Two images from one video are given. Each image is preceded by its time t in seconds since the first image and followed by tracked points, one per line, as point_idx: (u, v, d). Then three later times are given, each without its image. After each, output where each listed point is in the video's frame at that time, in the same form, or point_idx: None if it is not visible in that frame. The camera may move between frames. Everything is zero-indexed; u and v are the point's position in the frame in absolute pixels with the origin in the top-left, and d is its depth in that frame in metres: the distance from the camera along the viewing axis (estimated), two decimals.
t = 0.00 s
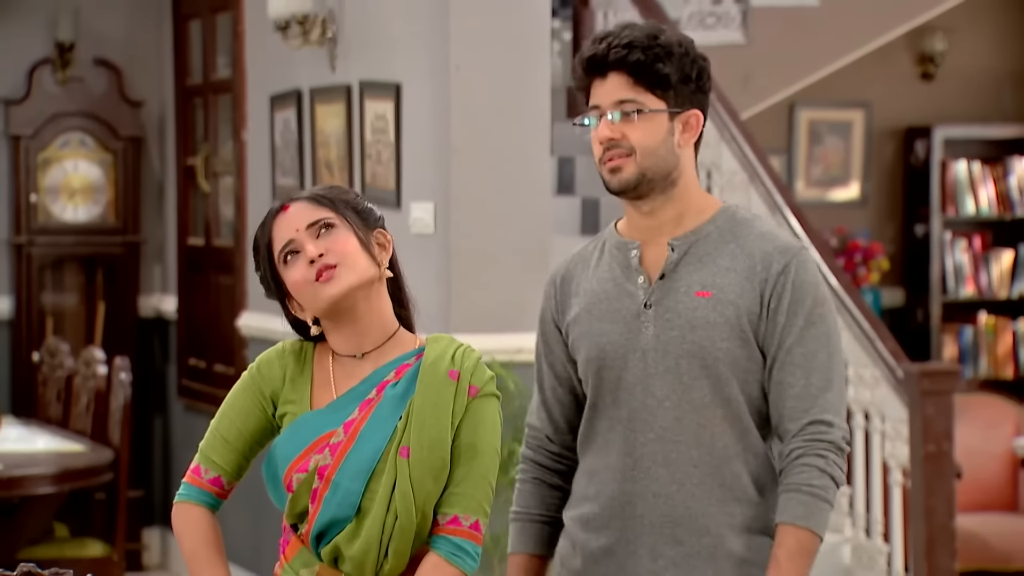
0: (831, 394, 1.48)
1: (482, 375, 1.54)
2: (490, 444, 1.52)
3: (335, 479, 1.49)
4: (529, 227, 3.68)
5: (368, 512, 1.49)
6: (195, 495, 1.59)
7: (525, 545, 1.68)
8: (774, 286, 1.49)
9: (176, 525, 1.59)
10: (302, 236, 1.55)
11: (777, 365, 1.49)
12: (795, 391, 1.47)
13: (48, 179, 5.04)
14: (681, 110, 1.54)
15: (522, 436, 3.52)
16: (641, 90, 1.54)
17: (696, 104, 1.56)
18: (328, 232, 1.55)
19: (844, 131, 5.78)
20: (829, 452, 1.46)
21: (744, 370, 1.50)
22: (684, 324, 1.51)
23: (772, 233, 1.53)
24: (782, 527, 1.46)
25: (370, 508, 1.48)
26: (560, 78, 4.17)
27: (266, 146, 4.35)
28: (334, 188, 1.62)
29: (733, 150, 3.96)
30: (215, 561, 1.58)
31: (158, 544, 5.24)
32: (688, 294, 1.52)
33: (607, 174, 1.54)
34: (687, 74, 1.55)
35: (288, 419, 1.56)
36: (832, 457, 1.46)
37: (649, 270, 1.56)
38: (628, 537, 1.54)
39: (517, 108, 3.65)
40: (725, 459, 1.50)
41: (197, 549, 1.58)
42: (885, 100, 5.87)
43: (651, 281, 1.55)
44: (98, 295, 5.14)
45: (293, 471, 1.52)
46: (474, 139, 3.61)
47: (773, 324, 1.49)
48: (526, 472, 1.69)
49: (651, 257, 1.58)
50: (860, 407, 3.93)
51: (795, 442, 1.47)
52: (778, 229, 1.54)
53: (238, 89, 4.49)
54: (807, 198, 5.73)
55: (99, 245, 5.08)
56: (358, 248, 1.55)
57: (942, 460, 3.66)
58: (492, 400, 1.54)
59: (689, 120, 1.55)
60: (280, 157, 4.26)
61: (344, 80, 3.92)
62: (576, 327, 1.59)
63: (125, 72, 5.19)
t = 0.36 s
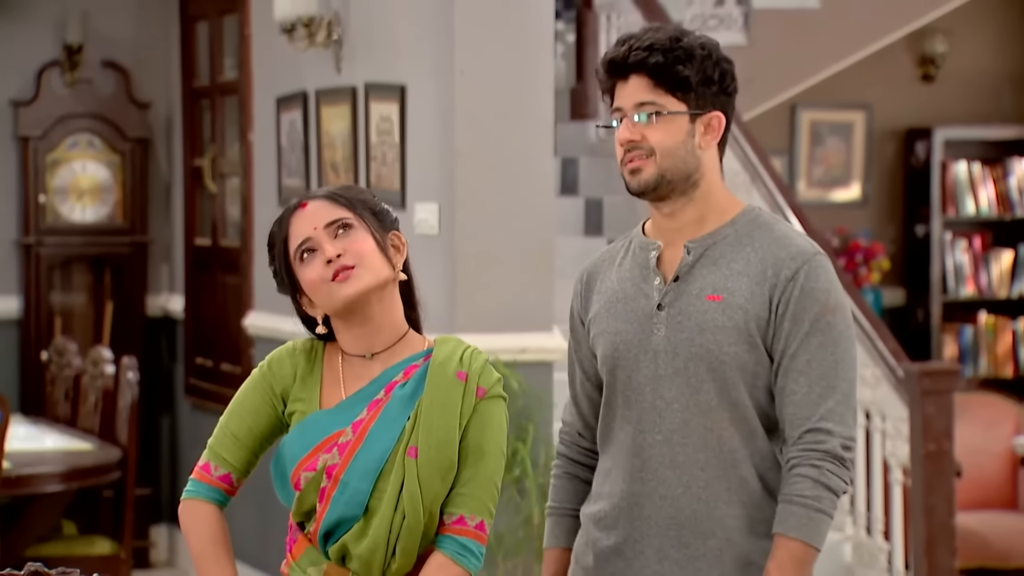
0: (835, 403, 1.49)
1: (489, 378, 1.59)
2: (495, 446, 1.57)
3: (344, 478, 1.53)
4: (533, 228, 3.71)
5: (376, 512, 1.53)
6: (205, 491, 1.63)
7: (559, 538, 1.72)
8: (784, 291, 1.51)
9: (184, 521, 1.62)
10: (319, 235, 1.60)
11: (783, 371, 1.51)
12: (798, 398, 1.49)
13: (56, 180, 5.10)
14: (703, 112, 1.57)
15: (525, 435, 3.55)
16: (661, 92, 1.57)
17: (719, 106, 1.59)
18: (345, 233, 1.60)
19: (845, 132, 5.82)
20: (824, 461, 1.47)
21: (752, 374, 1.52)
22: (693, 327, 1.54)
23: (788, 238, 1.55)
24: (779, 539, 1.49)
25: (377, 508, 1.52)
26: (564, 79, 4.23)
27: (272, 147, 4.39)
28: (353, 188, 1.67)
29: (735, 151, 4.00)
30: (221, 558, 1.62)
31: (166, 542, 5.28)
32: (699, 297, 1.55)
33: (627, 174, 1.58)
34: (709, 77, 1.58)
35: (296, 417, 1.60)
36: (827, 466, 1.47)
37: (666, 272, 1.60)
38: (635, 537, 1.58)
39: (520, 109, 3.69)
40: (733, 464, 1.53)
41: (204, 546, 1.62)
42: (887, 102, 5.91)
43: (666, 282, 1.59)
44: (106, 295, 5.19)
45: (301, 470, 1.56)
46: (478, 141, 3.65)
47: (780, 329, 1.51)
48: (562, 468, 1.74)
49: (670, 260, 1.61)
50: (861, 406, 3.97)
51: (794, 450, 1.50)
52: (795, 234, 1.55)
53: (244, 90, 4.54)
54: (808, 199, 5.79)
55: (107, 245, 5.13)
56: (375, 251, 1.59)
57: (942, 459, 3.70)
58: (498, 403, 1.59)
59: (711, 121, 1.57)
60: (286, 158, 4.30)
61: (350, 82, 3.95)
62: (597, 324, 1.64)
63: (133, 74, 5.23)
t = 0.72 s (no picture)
0: (849, 410, 1.53)
1: (505, 383, 1.63)
2: (507, 447, 1.61)
3: (357, 474, 1.56)
4: (535, 230, 3.75)
5: (387, 508, 1.56)
6: (223, 485, 1.65)
7: (540, 530, 1.74)
8: (797, 298, 1.54)
9: (202, 515, 1.64)
10: (341, 237, 1.63)
11: (796, 377, 1.54)
12: (814, 406, 1.53)
13: (62, 182, 5.13)
14: (710, 114, 1.60)
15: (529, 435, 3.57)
16: (668, 95, 1.59)
17: (725, 108, 1.62)
18: (368, 237, 1.63)
19: (846, 134, 5.86)
20: (844, 469, 1.51)
21: (761, 378, 1.55)
22: (704, 329, 1.56)
23: (798, 245, 1.58)
24: (801, 545, 1.52)
25: (388, 505, 1.56)
26: (568, 81, 4.26)
27: (276, 148, 4.42)
28: (375, 189, 1.70)
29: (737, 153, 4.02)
30: (235, 552, 1.64)
31: (171, 541, 5.31)
32: (710, 300, 1.57)
33: (635, 176, 1.61)
34: (715, 79, 1.60)
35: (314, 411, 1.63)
36: (846, 473, 1.51)
37: (672, 273, 1.62)
38: (636, 537, 1.61)
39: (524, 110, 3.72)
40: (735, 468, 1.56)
41: (220, 541, 1.63)
42: (888, 104, 5.93)
43: (675, 284, 1.61)
44: (112, 295, 5.22)
45: (314, 463, 1.59)
46: (482, 142, 3.68)
47: (793, 335, 1.54)
48: (544, 461, 1.76)
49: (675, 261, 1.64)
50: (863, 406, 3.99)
51: (812, 457, 1.53)
52: (805, 241, 1.58)
53: (249, 93, 4.56)
54: (809, 200, 5.82)
55: (113, 246, 5.17)
56: (397, 255, 1.63)
57: (943, 459, 3.72)
58: (513, 407, 1.63)
59: (718, 123, 1.60)
60: (291, 159, 4.32)
61: (354, 84, 3.97)
62: (601, 322, 1.66)
63: (138, 76, 5.26)
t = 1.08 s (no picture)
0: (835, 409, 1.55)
1: (497, 372, 1.66)
2: (499, 437, 1.64)
3: (351, 462, 1.59)
4: (528, 226, 3.74)
5: (380, 495, 1.59)
6: (226, 481, 1.67)
7: (533, 525, 1.75)
8: (783, 297, 1.55)
9: (207, 512, 1.66)
10: (345, 235, 1.65)
11: (782, 376, 1.55)
12: (800, 404, 1.54)
13: (54, 177, 5.13)
14: (692, 110, 1.61)
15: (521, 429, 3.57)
16: (648, 94, 1.60)
17: (706, 102, 1.62)
18: (372, 237, 1.65)
19: (837, 130, 5.88)
20: (828, 467, 1.52)
21: (748, 376, 1.56)
22: (690, 327, 1.57)
23: (786, 245, 1.59)
24: (785, 544, 1.53)
25: (382, 492, 1.59)
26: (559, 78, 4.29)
27: (269, 144, 4.42)
28: (380, 182, 1.70)
29: (728, 149, 4.03)
30: (238, 546, 1.65)
31: (163, 536, 5.32)
32: (698, 298, 1.58)
33: (621, 175, 1.62)
34: (694, 74, 1.60)
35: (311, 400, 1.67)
36: (831, 472, 1.52)
37: (661, 270, 1.63)
38: (621, 532, 1.61)
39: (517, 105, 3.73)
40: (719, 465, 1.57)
41: (224, 536, 1.65)
42: (879, 100, 5.96)
43: (663, 281, 1.62)
44: (104, 290, 5.23)
45: (309, 452, 1.62)
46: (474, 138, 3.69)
47: (780, 334, 1.55)
48: (536, 455, 1.77)
49: (664, 258, 1.65)
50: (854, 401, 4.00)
51: (797, 456, 1.54)
52: (793, 240, 1.59)
53: (241, 88, 4.57)
54: (801, 196, 5.83)
55: (105, 241, 5.17)
56: (398, 258, 1.65)
57: (934, 454, 3.74)
58: (506, 397, 1.66)
59: (701, 117, 1.61)
60: (283, 155, 4.32)
61: (346, 80, 3.98)
62: (590, 318, 1.67)
63: (131, 71, 5.26)
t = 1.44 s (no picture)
0: (828, 405, 1.59)
1: (483, 358, 1.67)
2: (483, 420, 1.65)
3: (343, 449, 1.58)
4: (522, 224, 3.74)
5: (372, 480, 1.58)
6: (239, 470, 1.63)
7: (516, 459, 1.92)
8: (772, 296, 1.60)
9: (220, 500, 1.62)
10: (345, 242, 1.62)
11: (773, 374, 1.60)
12: (793, 402, 1.59)
13: (45, 175, 5.13)
14: (685, 113, 1.63)
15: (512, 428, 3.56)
16: (641, 97, 1.63)
17: (702, 105, 1.64)
18: (371, 248, 1.63)
19: (829, 129, 5.89)
20: (821, 465, 1.57)
21: (738, 374, 1.62)
22: (680, 326, 1.63)
23: (777, 243, 1.63)
24: (772, 539, 1.59)
25: (374, 476, 1.58)
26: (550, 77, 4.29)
27: (260, 143, 4.42)
28: (390, 185, 1.66)
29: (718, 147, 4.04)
30: (244, 537, 1.62)
31: (154, 535, 5.32)
32: (688, 298, 1.63)
33: (611, 172, 1.66)
34: (691, 76, 1.62)
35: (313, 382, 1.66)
36: (824, 470, 1.57)
37: (653, 266, 1.69)
38: (618, 531, 1.67)
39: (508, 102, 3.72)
40: (714, 460, 1.63)
41: (236, 525, 1.61)
42: (870, 99, 5.97)
43: (653, 278, 1.67)
44: (95, 290, 5.22)
45: (301, 439, 1.60)
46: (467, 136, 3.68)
47: (771, 332, 1.60)
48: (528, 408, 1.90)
49: (657, 253, 1.69)
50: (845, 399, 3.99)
51: (792, 452, 1.59)
52: (785, 238, 1.64)
53: (232, 86, 4.57)
54: (792, 195, 5.84)
55: (95, 240, 5.17)
56: (396, 274, 1.63)
57: (925, 452, 3.74)
58: (489, 382, 1.67)
59: (694, 121, 1.63)
60: (274, 153, 4.32)
61: (337, 79, 3.97)
62: (584, 313, 1.73)
63: (122, 70, 5.26)
